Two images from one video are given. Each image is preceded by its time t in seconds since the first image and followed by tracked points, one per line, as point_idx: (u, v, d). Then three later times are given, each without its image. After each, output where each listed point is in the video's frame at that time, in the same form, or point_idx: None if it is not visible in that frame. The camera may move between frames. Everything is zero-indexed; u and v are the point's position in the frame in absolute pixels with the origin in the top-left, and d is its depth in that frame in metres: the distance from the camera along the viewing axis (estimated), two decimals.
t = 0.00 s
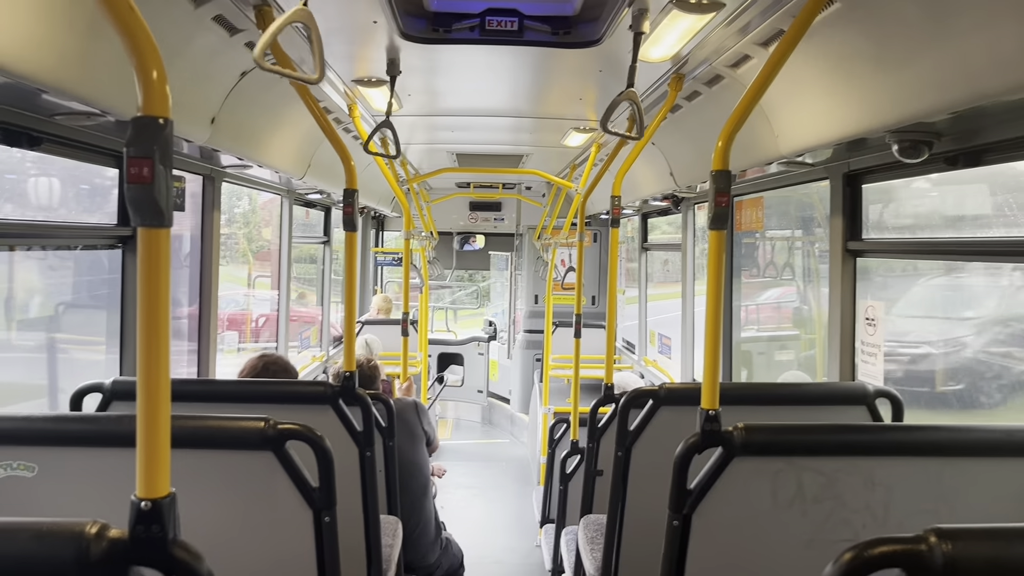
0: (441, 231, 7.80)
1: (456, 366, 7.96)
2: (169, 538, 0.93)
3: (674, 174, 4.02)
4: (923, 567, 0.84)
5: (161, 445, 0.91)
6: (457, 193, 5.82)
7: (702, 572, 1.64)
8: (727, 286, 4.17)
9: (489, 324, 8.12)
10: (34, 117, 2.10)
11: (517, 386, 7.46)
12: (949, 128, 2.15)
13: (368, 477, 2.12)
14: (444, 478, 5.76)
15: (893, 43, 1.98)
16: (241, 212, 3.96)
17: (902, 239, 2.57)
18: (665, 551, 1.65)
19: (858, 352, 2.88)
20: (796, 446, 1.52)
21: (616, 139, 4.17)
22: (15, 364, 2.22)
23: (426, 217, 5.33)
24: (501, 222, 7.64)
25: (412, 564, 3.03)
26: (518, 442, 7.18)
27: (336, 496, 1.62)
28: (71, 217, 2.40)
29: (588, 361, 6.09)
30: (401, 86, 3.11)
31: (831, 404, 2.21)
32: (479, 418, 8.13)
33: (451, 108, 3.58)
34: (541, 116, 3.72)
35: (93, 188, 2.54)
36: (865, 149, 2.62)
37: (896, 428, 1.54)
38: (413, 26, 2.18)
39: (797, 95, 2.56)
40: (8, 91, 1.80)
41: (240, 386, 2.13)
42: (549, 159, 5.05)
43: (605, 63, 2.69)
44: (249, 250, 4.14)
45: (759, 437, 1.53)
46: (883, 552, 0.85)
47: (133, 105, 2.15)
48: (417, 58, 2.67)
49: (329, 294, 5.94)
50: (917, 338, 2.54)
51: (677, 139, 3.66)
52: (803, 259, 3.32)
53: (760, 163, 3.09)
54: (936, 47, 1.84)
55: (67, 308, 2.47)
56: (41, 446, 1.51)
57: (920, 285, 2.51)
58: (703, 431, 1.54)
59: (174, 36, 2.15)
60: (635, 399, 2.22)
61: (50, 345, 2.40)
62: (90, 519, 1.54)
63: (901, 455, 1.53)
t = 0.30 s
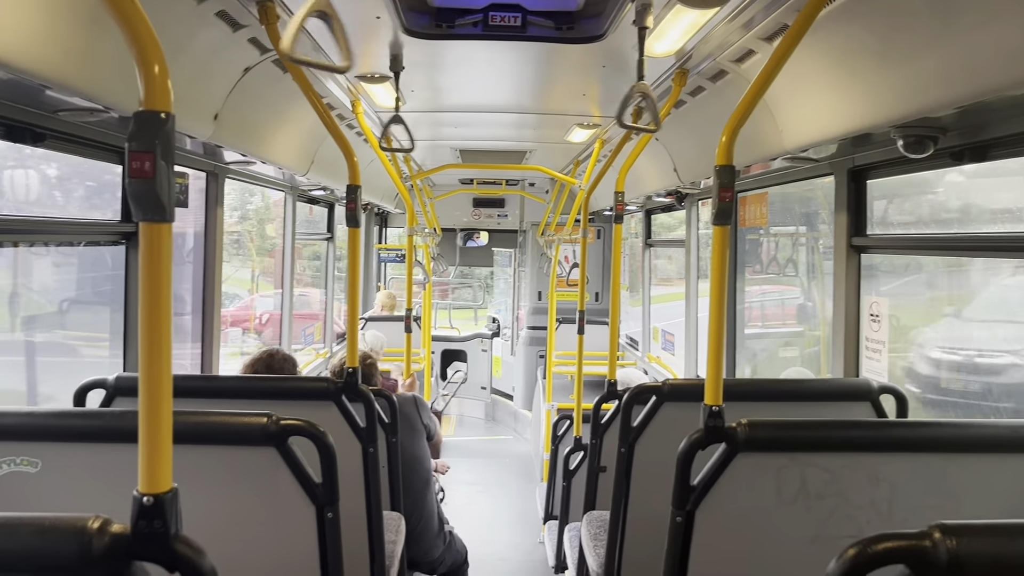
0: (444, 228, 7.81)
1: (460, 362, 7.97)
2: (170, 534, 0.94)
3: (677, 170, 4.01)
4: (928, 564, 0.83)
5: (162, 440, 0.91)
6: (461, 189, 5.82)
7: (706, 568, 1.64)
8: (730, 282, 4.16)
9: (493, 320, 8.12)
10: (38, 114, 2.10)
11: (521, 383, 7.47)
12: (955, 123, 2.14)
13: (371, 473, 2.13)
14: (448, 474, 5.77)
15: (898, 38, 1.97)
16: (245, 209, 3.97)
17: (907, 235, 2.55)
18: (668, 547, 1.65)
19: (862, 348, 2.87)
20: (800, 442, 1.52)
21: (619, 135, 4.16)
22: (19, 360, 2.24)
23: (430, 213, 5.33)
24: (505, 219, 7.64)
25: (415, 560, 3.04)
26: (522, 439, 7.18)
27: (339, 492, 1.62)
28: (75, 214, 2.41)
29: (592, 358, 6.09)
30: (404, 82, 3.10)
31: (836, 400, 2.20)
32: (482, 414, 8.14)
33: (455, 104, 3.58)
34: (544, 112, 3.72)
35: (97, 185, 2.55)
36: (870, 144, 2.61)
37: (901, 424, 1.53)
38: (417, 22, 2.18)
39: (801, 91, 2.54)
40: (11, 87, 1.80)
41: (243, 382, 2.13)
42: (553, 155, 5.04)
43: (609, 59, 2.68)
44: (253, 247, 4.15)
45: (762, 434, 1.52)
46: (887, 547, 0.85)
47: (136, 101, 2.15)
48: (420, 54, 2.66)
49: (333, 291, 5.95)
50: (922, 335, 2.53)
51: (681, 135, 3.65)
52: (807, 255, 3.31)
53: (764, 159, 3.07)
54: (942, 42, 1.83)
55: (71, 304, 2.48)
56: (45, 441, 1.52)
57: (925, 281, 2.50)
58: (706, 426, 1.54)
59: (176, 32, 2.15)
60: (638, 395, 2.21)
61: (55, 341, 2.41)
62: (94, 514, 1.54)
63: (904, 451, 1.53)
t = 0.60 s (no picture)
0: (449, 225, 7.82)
1: (465, 359, 7.98)
2: (170, 530, 0.94)
3: (683, 166, 3.99)
4: (930, 562, 0.83)
5: (162, 435, 0.92)
6: (465, 186, 5.82)
7: (708, 565, 1.64)
8: (736, 279, 4.14)
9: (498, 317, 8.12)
10: (42, 110, 2.11)
11: (526, 380, 7.46)
12: (961, 119, 2.12)
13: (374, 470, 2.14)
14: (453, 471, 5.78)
15: (904, 33, 1.95)
16: (250, 206, 3.98)
17: (913, 231, 2.54)
18: (671, 544, 1.64)
19: (867, 345, 2.85)
20: (803, 439, 1.51)
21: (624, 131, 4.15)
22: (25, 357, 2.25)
23: (434, 210, 5.33)
24: (510, 216, 7.65)
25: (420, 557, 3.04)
26: (527, 435, 7.18)
27: (342, 488, 1.63)
28: (80, 210, 2.42)
29: (597, 354, 6.08)
30: (408, 78, 3.10)
31: (840, 397, 2.19)
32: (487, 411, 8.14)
33: (459, 100, 3.57)
34: (549, 108, 3.71)
35: (101, 182, 2.56)
36: (875, 140, 2.59)
37: (905, 421, 1.52)
38: (420, 18, 2.16)
39: (805, 86, 2.53)
40: (16, 84, 1.81)
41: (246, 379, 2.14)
42: (558, 151, 5.03)
43: (613, 55, 2.67)
44: (258, 244, 4.16)
45: (765, 431, 1.52)
46: (890, 545, 0.84)
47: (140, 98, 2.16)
48: (424, 50, 2.66)
49: (338, 288, 5.95)
50: (929, 332, 2.51)
51: (685, 131, 3.63)
52: (813, 252, 3.29)
53: (769, 155, 3.06)
54: (947, 37, 1.81)
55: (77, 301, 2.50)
56: (49, 438, 1.53)
57: (932, 278, 2.48)
58: (709, 423, 1.54)
59: (180, 29, 2.16)
60: (642, 392, 2.22)
61: (60, 338, 2.42)
62: (98, 509, 1.55)
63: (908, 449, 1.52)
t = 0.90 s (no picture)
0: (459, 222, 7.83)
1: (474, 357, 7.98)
2: (176, 525, 0.95)
3: (692, 163, 3.97)
4: (938, 560, 0.81)
5: (167, 431, 0.93)
6: (474, 183, 5.81)
7: (715, 564, 1.63)
8: (745, 276, 4.12)
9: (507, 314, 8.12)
10: (52, 108, 2.14)
11: (535, 377, 7.46)
12: (973, 114, 2.09)
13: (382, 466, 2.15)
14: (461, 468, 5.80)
15: (915, 28, 1.92)
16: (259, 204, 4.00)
17: (924, 228, 2.51)
18: (678, 542, 1.63)
19: (878, 342, 2.83)
20: (810, 437, 1.50)
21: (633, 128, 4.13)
22: (37, 353, 2.28)
23: (443, 208, 5.33)
24: (519, 213, 7.65)
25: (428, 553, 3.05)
26: (536, 433, 7.18)
27: (348, 484, 1.64)
28: (90, 208, 2.44)
29: (606, 352, 6.08)
30: (417, 75, 3.10)
31: (850, 395, 2.17)
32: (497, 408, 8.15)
33: (467, 97, 3.57)
34: (558, 105, 3.69)
35: (111, 179, 2.59)
36: (886, 136, 2.56)
37: (913, 419, 1.51)
38: (428, 15, 2.15)
39: (815, 82, 2.50)
40: (26, 81, 1.83)
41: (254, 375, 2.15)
42: (567, 148, 5.01)
43: (621, 51, 2.66)
44: (267, 241, 4.18)
45: (773, 428, 1.51)
46: (898, 542, 0.83)
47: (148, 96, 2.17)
48: (432, 47, 2.66)
49: (347, 285, 5.98)
50: (939, 329, 2.48)
51: (695, 127, 3.61)
52: (823, 249, 3.26)
53: (778, 151, 3.03)
54: (959, 31, 1.79)
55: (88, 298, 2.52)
56: (59, 433, 1.55)
57: (943, 275, 2.45)
58: (718, 420, 1.54)
59: (189, 28, 2.17)
60: (649, 390, 2.18)
61: (71, 335, 2.45)
62: (107, 503, 1.57)
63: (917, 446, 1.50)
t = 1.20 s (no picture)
0: (470, 222, 7.84)
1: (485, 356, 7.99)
2: (195, 523, 0.96)
3: (704, 162, 3.95)
4: (958, 562, 0.81)
5: (186, 430, 0.94)
6: (486, 183, 5.82)
7: (729, 565, 1.62)
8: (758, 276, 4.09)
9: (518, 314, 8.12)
10: (69, 108, 2.16)
11: (546, 377, 7.44)
12: (989, 113, 2.07)
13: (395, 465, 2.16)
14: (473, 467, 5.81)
15: (932, 27, 1.90)
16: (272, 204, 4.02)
17: (939, 228, 2.48)
18: (693, 543, 1.63)
19: (892, 343, 2.80)
20: (826, 438, 1.49)
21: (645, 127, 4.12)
22: (54, 351, 2.31)
23: (455, 208, 5.35)
24: (530, 213, 7.66)
25: (440, 553, 3.06)
26: (547, 433, 7.17)
27: (363, 484, 1.65)
28: (105, 208, 2.47)
29: (618, 352, 6.06)
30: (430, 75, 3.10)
31: (865, 396, 2.15)
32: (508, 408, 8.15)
33: (479, 97, 3.58)
34: (570, 105, 3.69)
35: (127, 179, 2.61)
36: (901, 136, 2.54)
37: (929, 420, 1.49)
38: (441, 15, 2.13)
39: (830, 81, 2.48)
40: (44, 82, 1.85)
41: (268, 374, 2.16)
42: (579, 148, 5.00)
43: (634, 50, 2.65)
44: (280, 241, 4.21)
45: (789, 429, 1.50)
46: (918, 544, 0.82)
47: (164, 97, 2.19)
48: (444, 47, 2.67)
49: (359, 284, 6.00)
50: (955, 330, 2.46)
51: (707, 126, 3.59)
52: (837, 249, 3.24)
53: (792, 151, 3.01)
54: (976, 30, 1.77)
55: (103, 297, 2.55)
56: (76, 431, 1.57)
57: (959, 275, 2.43)
58: (732, 421, 1.53)
59: (204, 29, 2.19)
60: (663, 389, 2.18)
61: (87, 333, 2.48)
62: (123, 500, 1.58)
63: (933, 447, 1.49)
